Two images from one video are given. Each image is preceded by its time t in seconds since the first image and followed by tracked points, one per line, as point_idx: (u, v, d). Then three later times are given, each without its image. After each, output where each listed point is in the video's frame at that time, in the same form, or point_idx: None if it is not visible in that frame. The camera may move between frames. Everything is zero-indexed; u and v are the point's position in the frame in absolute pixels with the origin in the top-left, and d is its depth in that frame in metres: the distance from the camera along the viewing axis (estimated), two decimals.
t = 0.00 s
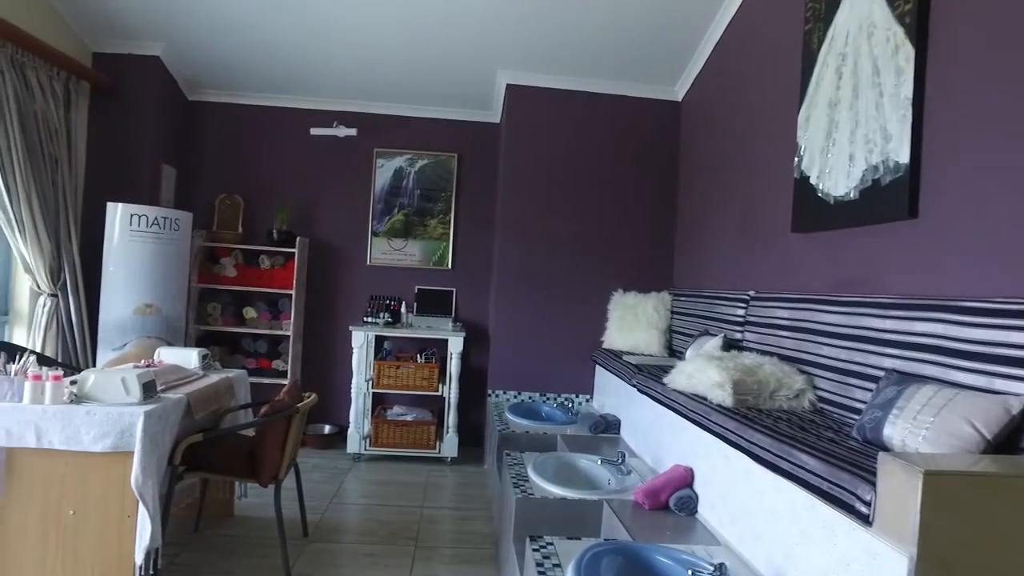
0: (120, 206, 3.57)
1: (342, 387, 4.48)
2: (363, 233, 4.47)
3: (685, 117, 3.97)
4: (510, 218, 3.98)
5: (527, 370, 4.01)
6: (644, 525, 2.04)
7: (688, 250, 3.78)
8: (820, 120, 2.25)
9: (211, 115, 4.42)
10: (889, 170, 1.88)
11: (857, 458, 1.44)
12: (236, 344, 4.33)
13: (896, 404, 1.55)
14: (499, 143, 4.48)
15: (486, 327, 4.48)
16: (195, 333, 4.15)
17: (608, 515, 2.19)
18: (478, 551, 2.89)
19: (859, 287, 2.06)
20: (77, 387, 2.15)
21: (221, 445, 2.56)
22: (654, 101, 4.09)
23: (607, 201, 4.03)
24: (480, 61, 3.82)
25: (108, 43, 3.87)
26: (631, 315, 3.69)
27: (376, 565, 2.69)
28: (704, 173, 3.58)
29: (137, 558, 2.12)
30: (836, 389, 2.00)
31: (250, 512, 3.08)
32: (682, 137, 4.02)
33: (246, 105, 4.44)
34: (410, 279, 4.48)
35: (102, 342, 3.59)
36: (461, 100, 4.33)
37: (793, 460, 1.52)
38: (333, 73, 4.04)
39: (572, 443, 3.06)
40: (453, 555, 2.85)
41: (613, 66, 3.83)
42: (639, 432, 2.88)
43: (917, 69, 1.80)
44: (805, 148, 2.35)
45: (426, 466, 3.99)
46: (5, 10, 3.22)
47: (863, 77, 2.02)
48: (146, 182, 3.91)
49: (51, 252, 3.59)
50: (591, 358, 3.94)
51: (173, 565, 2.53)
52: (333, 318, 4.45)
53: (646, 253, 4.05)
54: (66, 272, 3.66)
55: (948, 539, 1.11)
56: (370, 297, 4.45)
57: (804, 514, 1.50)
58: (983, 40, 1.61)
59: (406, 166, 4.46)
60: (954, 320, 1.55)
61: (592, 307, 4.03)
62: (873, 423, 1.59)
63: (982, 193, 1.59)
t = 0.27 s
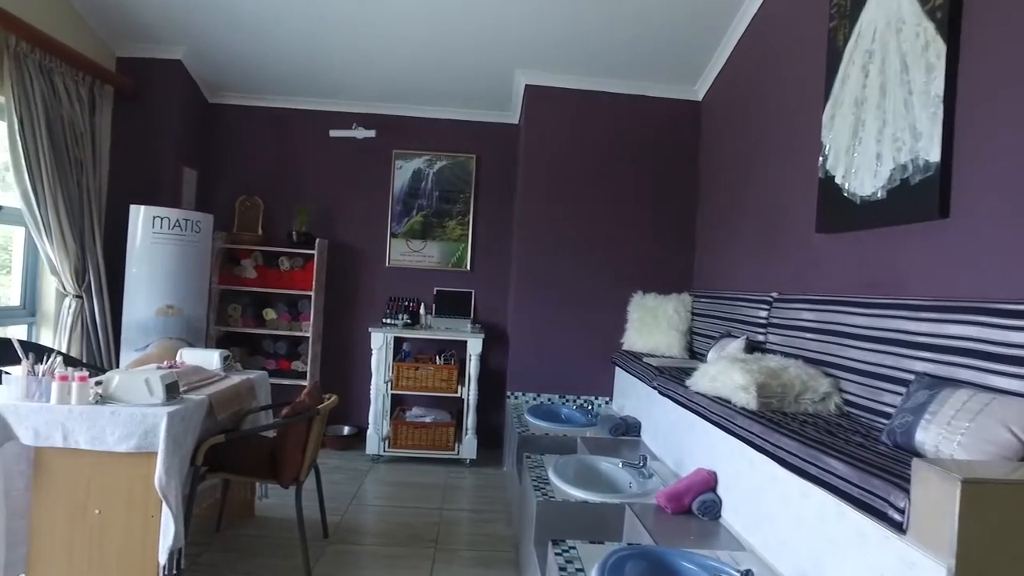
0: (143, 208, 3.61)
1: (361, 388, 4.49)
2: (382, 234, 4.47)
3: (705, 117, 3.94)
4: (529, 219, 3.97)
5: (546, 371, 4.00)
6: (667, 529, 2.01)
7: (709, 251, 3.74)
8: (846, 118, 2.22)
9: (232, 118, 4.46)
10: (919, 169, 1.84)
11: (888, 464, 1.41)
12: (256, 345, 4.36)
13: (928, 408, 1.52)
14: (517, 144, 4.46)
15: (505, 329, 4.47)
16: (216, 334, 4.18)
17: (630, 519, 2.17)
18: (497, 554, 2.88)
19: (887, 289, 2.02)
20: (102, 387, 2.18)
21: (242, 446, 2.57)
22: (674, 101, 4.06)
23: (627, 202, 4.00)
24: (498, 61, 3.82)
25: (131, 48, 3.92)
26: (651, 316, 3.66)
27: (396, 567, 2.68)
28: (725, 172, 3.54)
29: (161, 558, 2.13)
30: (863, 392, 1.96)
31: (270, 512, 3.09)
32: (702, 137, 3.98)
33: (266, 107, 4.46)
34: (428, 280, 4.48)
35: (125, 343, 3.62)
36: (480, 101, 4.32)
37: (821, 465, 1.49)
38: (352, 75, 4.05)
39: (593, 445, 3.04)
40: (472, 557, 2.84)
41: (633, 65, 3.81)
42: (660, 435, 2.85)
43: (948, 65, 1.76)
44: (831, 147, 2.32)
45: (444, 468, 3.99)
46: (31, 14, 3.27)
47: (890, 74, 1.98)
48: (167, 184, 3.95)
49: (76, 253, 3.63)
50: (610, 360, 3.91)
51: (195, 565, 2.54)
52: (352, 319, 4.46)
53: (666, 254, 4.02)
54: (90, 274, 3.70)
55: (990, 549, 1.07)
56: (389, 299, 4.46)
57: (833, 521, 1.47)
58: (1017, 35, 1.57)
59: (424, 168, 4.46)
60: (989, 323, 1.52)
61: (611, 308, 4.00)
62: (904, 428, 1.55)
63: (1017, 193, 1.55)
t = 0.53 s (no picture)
0: (164, 211, 3.64)
1: (379, 390, 4.49)
2: (400, 236, 4.48)
3: (726, 117, 3.90)
4: (548, 221, 3.96)
5: (565, 373, 3.98)
6: (690, 534, 1.99)
7: (730, 252, 3.71)
8: (872, 117, 2.18)
9: (252, 120, 4.49)
10: (949, 168, 1.81)
11: (921, 470, 1.38)
12: (275, 346, 4.38)
13: (962, 413, 1.48)
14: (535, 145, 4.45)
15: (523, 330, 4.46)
16: (236, 335, 4.21)
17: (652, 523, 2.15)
18: (517, 557, 2.87)
19: (916, 291, 1.99)
20: (126, 388, 2.19)
21: (263, 447, 2.58)
22: (694, 101, 4.03)
23: (646, 203, 3.97)
24: (517, 62, 3.81)
25: (154, 52, 3.96)
26: (671, 318, 3.63)
27: (415, 570, 2.68)
28: (746, 173, 3.51)
29: (184, 558, 2.14)
30: (891, 396, 1.92)
31: (290, 513, 3.10)
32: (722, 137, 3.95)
33: (286, 110, 4.49)
34: (447, 281, 4.48)
35: (146, 344, 3.64)
36: (498, 103, 4.31)
37: (850, 471, 1.46)
38: (371, 77, 4.06)
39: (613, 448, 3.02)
40: (492, 560, 2.83)
41: (652, 65, 3.79)
42: (681, 438, 2.83)
43: (979, 62, 1.72)
44: (856, 147, 2.28)
45: (463, 470, 3.98)
46: (57, 19, 3.33)
47: (919, 72, 1.95)
48: (189, 186, 3.99)
49: (101, 255, 3.68)
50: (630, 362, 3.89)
51: (217, 564, 2.55)
52: (371, 321, 4.47)
53: (686, 255, 3.98)
54: (114, 275, 3.74)
55: None
56: (407, 300, 4.46)
57: (864, 527, 1.44)
58: None
59: (442, 169, 4.46)
60: None
61: (630, 310, 3.98)
62: (935, 432, 1.53)
63: None
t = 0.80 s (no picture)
0: (185, 213, 3.67)
1: (397, 391, 4.49)
2: (418, 237, 4.48)
3: (746, 117, 3.86)
4: (565, 222, 3.94)
5: (583, 375, 3.96)
6: (713, 538, 1.96)
7: (750, 253, 3.67)
8: (898, 115, 2.14)
9: (271, 123, 4.51)
10: (980, 167, 1.77)
11: (954, 476, 1.34)
12: (294, 348, 4.39)
13: (996, 418, 1.45)
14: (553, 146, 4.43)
15: (541, 332, 4.44)
16: (255, 336, 4.23)
17: (673, 527, 2.12)
18: (536, 560, 2.85)
19: (945, 292, 1.95)
20: (148, 389, 2.20)
21: (282, 448, 2.58)
22: (713, 100, 3.99)
23: (665, 204, 3.94)
24: (534, 62, 3.80)
25: (174, 56, 4.00)
26: (691, 320, 3.60)
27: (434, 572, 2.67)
28: (767, 173, 3.47)
29: (205, 558, 2.15)
30: (920, 400, 1.89)
31: (308, 514, 3.10)
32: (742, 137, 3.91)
33: (304, 112, 4.51)
34: (464, 283, 4.47)
35: (167, 345, 3.69)
36: (516, 103, 4.30)
37: (879, 476, 1.43)
38: (389, 78, 4.07)
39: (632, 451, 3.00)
40: (511, 562, 2.82)
41: (671, 65, 3.76)
42: (702, 441, 2.80)
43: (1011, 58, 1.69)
44: (882, 146, 2.24)
45: (481, 472, 3.97)
46: (80, 23, 3.37)
47: (947, 68, 1.91)
48: (209, 188, 4.01)
49: (123, 256, 3.71)
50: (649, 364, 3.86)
51: (237, 565, 2.56)
52: (389, 322, 4.47)
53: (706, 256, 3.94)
54: (135, 277, 3.77)
55: None
56: (425, 302, 4.46)
57: (895, 535, 1.41)
58: None
59: (460, 170, 4.46)
60: None
61: (649, 311, 3.95)
62: (969, 437, 1.50)
63: None
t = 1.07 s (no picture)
0: (202, 215, 3.69)
1: (413, 393, 4.49)
2: (434, 239, 4.48)
3: (764, 116, 3.82)
4: (582, 223, 3.93)
5: (600, 377, 3.94)
6: (735, 543, 1.94)
7: (769, 254, 3.62)
8: (923, 113, 2.11)
9: (288, 125, 4.53)
10: (1010, 165, 1.73)
11: (987, 483, 1.31)
12: (310, 349, 4.41)
13: None
14: (569, 147, 4.41)
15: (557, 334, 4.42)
16: (272, 338, 4.25)
17: (693, 531, 2.10)
18: (553, 563, 2.83)
19: (973, 294, 1.91)
20: (168, 391, 2.21)
21: (299, 450, 2.58)
22: (731, 100, 3.96)
23: (682, 204, 3.91)
24: (551, 63, 3.78)
25: (192, 60, 4.03)
26: (708, 321, 3.57)
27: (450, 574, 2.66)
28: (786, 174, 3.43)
29: (224, 560, 2.15)
30: (948, 404, 1.85)
31: (325, 516, 3.10)
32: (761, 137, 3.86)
33: (321, 114, 4.52)
34: (480, 284, 4.47)
35: (185, 346, 3.70)
36: (531, 104, 4.29)
37: (907, 481, 1.40)
38: (405, 80, 4.07)
39: (650, 454, 2.97)
40: (528, 565, 2.81)
41: (688, 65, 3.73)
42: (721, 445, 2.77)
43: None
44: (906, 144, 2.21)
45: (497, 474, 3.96)
46: (99, 28, 3.41)
47: (975, 65, 1.87)
48: (227, 191, 4.04)
49: (142, 258, 3.74)
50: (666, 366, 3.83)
51: (256, 565, 2.57)
52: (405, 324, 4.48)
53: (724, 258, 3.91)
54: (154, 279, 3.79)
55: None
56: (441, 303, 4.45)
57: (926, 543, 1.38)
58: None
59: (476, 172, 4.45)
60: None
61: (666, 313, 3.92)
62: (1002, 443, 1.46)
63: None
